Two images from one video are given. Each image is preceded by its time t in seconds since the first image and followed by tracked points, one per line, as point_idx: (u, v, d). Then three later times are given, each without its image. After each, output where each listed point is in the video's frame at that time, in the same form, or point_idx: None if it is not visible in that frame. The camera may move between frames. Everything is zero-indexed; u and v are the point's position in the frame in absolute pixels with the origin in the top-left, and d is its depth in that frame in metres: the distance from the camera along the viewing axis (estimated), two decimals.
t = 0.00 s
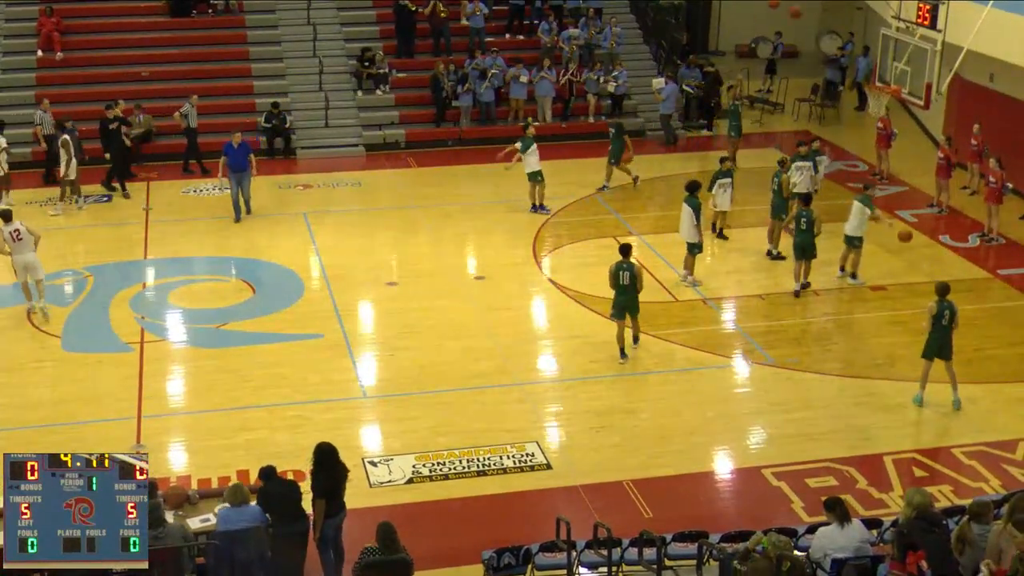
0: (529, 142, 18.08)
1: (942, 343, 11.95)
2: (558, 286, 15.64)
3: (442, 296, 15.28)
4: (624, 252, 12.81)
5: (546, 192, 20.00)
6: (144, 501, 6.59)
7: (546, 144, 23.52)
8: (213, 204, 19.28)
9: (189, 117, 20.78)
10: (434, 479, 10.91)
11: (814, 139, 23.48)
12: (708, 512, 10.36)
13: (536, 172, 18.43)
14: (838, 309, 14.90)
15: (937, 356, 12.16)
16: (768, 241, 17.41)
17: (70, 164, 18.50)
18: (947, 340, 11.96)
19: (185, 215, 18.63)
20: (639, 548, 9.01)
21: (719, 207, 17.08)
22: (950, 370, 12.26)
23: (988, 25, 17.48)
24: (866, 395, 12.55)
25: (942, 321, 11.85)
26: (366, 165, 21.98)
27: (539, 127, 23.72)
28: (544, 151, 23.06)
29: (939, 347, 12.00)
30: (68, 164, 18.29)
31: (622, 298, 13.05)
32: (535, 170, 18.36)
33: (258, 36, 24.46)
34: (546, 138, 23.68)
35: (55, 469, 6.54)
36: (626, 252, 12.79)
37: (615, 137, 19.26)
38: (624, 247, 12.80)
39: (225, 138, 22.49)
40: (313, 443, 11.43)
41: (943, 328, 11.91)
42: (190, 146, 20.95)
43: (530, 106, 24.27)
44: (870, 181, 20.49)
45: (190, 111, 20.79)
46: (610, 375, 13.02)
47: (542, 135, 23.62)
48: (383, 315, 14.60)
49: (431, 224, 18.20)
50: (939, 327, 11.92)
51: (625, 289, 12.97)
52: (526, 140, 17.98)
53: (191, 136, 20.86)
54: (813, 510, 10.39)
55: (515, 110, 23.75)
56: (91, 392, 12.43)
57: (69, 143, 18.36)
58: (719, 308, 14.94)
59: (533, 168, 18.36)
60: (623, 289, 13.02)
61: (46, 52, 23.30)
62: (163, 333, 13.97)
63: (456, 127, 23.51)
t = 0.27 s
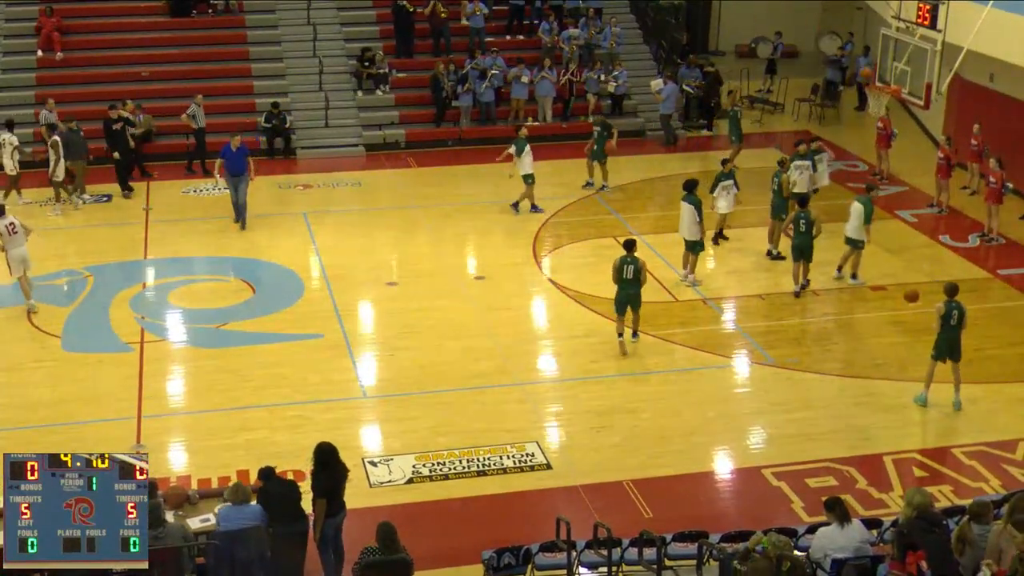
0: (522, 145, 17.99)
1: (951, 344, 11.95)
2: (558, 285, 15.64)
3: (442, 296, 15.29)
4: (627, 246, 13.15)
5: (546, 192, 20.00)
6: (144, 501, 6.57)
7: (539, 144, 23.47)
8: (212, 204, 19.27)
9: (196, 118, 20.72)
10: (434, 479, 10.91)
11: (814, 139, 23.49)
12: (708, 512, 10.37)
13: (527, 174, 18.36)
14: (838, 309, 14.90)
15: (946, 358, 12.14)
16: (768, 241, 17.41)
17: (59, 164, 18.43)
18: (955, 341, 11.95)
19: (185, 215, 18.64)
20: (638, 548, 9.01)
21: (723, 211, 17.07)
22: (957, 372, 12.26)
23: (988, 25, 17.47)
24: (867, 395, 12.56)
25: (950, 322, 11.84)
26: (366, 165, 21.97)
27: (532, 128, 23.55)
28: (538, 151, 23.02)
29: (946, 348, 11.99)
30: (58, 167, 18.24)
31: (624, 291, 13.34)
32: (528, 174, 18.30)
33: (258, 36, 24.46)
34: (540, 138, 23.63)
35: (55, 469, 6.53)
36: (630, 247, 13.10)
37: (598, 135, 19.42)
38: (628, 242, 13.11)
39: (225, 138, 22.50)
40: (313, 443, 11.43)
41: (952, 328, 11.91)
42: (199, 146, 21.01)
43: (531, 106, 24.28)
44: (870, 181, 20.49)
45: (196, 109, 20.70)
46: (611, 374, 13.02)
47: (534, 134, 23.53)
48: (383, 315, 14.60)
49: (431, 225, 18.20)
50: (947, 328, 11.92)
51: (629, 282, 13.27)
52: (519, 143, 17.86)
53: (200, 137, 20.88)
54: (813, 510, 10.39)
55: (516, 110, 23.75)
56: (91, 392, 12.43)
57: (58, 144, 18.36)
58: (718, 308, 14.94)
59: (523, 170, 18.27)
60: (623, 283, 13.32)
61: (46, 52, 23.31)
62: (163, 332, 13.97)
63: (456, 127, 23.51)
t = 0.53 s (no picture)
0: (532, 147, 17.93)
1: (969, 346, 11.90)
2: (576, 284, 15.63)
3: (460, 295, 15.29)
4: (641, 244, 13.37)
5: (564, 190, 20.00)
6: (144, 501, 6.63)
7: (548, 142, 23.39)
8: (231, 202, 19.32)
9: (221, 118, 20.66)
10: (451, 477, 10.92)
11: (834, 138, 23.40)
12: (725, 512, 10.35)
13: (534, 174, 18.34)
14: (857, 309, 14.85)
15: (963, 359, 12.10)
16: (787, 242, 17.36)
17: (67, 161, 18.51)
18: (973, 342, 11.91)
19: (203, 211, 18.72)
20: (655, 547, 9.00)
21: (742, 214, 16.90)
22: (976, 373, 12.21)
23: (1010, 25, 17.38)
24: (885, 395, 12.51)
25: (967, 323, 11.78)
26: (384, 163, 21.99)
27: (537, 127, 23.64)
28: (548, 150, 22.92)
29: (963, 349, 11.95)
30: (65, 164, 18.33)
31: (642, 287, 13.55)
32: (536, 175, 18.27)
33: (277, 35, 24.53)
34: (551, 137, 23.55)
35: (55, 469, 6.57)
36: (643, 246, 13.36)
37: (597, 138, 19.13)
38: (642, 241, 13.36)
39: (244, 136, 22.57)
40: (331, 440, 11.45)
41: (969, 329, 11.86)
42: (225, 145, 21.01)
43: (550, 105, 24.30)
44: (890, 180, 20.40)
45: (222, 108, 20.66)
46: (628, 374, 13.00)
47: (542, 134, 23.45)
48: (401, 313, 14.61)
49: (448, 223, 18.21)
50: (965, 329, 11.86)
51: (648, 280, 13.47)
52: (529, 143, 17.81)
53: (228, 136, 20.90)
54: (830, 511, 10.36)
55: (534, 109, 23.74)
56: (110, 388, 12.48)
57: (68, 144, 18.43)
58: (737, 307, 14.91)
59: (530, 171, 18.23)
60: (640, 280, 13.53)
61: (66, 50, 23.43)
62: (182, 329, 14.02)
63: (474, 125, 23.50)
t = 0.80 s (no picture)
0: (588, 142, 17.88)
1: None
2: (639, 282, 15.59)
3: (523, 290, 15.30)
4: (704, 236, 13.25)
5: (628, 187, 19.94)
6: (143, 501, 6.80)
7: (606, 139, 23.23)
8: (298, 194, 19.48)
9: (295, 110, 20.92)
10: (512, 472, 10.93)
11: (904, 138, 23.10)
12: (786, 513, 10.28)
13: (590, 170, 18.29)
14: (925, 312, 14.66)
15: None
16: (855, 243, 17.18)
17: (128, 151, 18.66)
18: None
19: (270, 203, 18.90)
20: (714, 547, 8.95)
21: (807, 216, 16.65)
22: None
23: None
24: (952, 400, 12.34)
25: None
26: (449, 158, 22.05)
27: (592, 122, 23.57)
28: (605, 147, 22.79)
29: None
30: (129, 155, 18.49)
31: (706, 278, 13.45)
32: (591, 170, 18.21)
33: (347, 29, 24.70)
34: (607, 134, 23.39)
35: (55, 469, 6.79)
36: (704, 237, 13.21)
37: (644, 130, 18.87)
38: (703, 232, 13.23)
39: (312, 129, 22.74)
40: (393, 433, 11.51)
41: None
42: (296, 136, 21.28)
43: (617, 101, 24.23)
44: (960, 182, 20.10)
45: (296, 101, 20.93)
46: (691, 373, 12.94)
47: (598, 131, 23.32)
48: (464, 308, 14.65)
49: (512, 218, 18.23)
50: None
51: (711, 272, 13.37)
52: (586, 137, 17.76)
53: (300, 128, 21.17)
54: (894, 515, 10.23)
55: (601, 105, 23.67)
56: (176, 377, 12.65)
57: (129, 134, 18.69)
58: (801, 307, 14.79)
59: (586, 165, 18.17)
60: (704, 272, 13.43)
61: (140, 42, 23.80)
62: (247, 320, 14.16)
63: (541, 121, 23.44)
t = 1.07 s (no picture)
0: (653, 142, 17.76)
1: None
2: (712, 282, 15.51)
3: (594, 288, 15.29)
4: (783, 217, 13.34)
5: (703, 187, 19.82)
6: (143, 501, 6.73)
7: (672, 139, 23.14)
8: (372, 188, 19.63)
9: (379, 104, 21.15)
10: (580, 469, 10.94)
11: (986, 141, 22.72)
12: (856, 518, 10.17)
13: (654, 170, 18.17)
14: (1003, 318, 14.42)
15: None
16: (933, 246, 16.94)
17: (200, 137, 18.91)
18: None
19: (345, 197, 19.08)
20: (783, 550, 8.89)
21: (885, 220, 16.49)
22: None
23: None
24: None
25: None
26: (524, 155, 22.07)
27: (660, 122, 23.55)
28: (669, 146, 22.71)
29: None
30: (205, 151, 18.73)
31: (784, 258, 13.61)
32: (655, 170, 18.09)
33: (425, 25, 24.88)
34: (674, 133, 23.28)
35: (55, 469, 6.73)
36: (784, 218, 13.32)
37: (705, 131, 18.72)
38: (781, 213, 13.34)
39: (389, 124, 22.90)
40: (464, 427, 11.57)
41: None
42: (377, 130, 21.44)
43: (693, 100, 24.12)
44: None
45: (380, 95, 21.22)
46: (763, 374, 12.85)
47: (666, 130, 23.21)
48: (535, 304, 14.68)
49: (585, 216, 18.23)
50: None
51: (791, 249, 13.56)
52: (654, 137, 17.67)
53: (382, 123, 21.33)
54: (968, 523, 10.08)
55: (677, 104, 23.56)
56: (250, 367, 12.81)
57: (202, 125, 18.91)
58: (876, 311, 14.62)
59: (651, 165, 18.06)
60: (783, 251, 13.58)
61: (221, 36, 24.20)
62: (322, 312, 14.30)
63: (616, 119, 23.39)
